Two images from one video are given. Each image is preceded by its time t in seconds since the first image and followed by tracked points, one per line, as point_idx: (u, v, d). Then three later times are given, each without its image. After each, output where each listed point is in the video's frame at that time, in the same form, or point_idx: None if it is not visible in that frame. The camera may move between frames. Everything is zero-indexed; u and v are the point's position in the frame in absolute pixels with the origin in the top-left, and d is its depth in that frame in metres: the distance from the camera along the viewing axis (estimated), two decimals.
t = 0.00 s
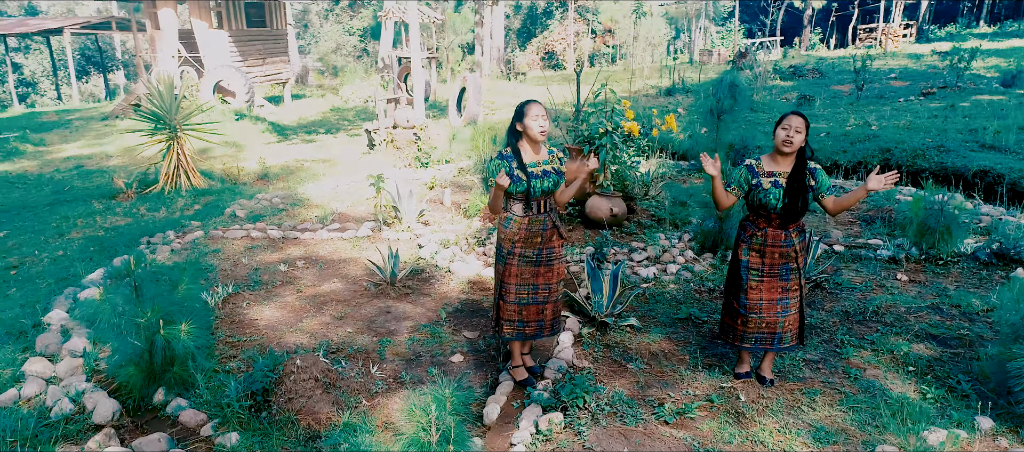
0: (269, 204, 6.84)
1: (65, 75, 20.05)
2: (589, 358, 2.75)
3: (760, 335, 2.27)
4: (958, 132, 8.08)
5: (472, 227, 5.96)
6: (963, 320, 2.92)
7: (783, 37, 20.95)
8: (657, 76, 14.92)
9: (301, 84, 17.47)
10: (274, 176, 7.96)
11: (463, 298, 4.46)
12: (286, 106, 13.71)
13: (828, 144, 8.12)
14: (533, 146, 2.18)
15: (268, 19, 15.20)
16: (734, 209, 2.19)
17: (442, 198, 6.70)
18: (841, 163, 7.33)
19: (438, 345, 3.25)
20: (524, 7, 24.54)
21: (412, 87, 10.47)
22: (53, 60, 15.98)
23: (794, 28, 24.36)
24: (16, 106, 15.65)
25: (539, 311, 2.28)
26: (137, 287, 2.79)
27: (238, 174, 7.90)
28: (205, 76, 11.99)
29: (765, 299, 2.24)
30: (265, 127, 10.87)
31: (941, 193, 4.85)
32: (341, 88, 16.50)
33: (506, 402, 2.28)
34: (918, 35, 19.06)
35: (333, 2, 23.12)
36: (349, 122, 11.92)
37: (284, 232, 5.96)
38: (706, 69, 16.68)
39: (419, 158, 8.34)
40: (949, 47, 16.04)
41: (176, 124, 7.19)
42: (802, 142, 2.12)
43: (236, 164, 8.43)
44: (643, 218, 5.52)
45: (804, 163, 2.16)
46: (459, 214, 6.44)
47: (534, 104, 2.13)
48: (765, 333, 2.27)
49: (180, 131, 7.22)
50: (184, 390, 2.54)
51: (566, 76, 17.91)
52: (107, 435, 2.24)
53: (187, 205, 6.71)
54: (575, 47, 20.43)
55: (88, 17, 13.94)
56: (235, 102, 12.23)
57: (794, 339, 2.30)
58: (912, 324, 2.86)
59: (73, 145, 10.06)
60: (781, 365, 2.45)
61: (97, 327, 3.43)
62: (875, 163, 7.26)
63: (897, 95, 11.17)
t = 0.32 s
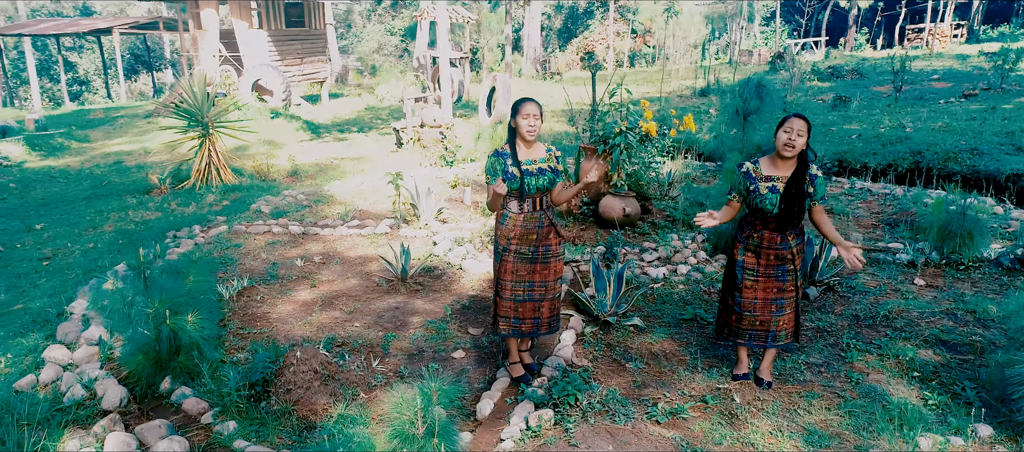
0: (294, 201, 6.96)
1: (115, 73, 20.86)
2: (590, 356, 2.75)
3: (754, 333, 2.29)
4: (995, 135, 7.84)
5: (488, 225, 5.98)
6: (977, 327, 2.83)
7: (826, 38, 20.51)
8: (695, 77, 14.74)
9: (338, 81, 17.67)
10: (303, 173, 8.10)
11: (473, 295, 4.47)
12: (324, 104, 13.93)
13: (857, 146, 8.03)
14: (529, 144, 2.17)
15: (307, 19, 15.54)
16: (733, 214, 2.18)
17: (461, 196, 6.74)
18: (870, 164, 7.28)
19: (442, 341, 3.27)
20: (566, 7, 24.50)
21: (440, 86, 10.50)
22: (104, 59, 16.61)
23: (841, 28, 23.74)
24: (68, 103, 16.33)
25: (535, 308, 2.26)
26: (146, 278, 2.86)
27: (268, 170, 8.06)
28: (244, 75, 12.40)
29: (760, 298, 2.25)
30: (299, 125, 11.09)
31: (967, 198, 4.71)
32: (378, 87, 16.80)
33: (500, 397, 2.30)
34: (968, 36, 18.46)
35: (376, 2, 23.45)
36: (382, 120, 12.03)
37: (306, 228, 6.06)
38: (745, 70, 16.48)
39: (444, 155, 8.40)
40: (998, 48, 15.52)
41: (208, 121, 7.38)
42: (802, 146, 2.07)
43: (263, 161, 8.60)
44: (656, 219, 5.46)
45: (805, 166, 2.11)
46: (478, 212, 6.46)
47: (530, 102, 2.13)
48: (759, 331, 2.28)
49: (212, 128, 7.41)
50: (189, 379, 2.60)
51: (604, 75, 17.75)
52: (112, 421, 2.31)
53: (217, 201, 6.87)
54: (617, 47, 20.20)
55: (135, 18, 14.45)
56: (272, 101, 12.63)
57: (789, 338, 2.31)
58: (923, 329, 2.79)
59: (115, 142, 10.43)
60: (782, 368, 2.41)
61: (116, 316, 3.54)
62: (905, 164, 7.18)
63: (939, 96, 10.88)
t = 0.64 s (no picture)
0: (319, 197, 7.07)
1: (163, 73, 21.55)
2: (590, 355, 2.73)
3: (756, 337, 2.23)
4: None
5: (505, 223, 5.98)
6: (992, 334, 2.74)
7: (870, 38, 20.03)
8: (732, 77, 14.54)
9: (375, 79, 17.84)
10: (333, 171, 8.23)
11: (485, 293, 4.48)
12: (360, 104, 14.05)
13: (888, 149, 7.91)
14: (527, 143, 2.18)
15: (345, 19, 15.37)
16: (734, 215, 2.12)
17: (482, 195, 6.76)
18: (899, 167, 7.21)
19: (447, 337, 3.27)
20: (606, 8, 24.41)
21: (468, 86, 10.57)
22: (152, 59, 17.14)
23: (889, 28, 23.09)
24: (117, 102, 16.92)
25: (531, 306, 2.26)
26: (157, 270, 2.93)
27: (298, 167, 8.20)
28: (283, 74, 12.63)
29: (761, 301, 2.19)
30: (333, 124, 11.30)
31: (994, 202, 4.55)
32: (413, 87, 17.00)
33: (496, 394, 2.30)
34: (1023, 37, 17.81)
35: (418, 3, 23.70)
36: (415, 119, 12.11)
37: (328, 225, 6.15)
38: (785, 71, 16.25)
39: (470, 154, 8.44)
40: None
41: (241, 119, 7.54)
42: (800, 147, 2.01)
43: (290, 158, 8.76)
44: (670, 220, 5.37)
45: (804, 166, 2.06)
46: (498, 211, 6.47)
47: (528, 100, 2.13)
48: (761, 335, 2.22)
49: (245, 126, 7.56)
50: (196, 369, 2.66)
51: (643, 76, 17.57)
52: (119, 407, 2.38)
53: (246, 197, 7.02)
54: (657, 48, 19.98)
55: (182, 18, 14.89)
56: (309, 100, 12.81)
57: (791, 340, 2.24)
58: (934, 335, 2.72)
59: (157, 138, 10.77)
60: (784, 371, 2.38)
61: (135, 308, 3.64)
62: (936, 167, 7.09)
63: (982, 98, 10.57)
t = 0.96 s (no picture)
0: (344, 195, 7.16)
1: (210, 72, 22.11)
2: (592, 355, 2.70)
3: (759, 342, 2.14)
4: None
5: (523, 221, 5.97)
6: (1007, 342, 2.66)
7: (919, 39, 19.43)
8: (770, 78, 14.28)
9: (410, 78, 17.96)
10: (362, 169, 8.35)
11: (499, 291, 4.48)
12: (398, 102, 14.22)
13: (923, 152, 7.72)
14: (524, 144, 2.19)
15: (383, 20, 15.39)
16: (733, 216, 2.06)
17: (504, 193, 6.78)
18: (932, 171, 7.02)
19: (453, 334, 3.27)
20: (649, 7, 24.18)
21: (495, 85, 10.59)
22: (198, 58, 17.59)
23: (940, 29, 22.34)
24: (164, 100, 17.43)
25: (528, 306, 2.27)
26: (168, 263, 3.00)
27: (327, 165, 8.33)
28: (320, 74, 12.78)
29: (764, 305, 2.11)
30: (367, 123, 11.46)
31: None
32: (447, 86, 17.14)
33: (493, 392, 2.31)
34: None
35: (459, 2, 23.84)
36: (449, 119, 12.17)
37: (349, 222, 6.23)
38: (826, 72, 15.94)
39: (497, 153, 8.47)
40: None
41: (272, 117, 7.66)
42: (799, 145, 1.98)
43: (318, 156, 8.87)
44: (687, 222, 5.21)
45: (805, 165, 2.02)
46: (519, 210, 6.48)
47: (525, 102, 2.14)
48: (765, 340, 2.14)
49: (276, 124, 7.70)
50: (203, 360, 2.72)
51: (680, 76, 17.36)
52: (129, 395, 2.47)
53: (274, 194, 7.15)
54: (699, 47, 19.67)
55: (227, 19, 15.24)
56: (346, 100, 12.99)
57: (795, 346, 2.17)
58: (947, 343, 2.65)
59: (197, 136, 11.05)
60: (785, 376, 2.35)
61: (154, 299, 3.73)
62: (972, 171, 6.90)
63: None
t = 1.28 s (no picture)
0: (369, 193, 7.26)
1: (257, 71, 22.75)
2: (592, 355, 2.69)
3: (760, 346, 2.02)
4: None
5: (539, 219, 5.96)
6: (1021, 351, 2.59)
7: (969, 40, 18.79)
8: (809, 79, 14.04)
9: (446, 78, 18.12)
10: (390, 167, 8.45)
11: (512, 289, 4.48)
12: (434, 102, 14.41)
13: (958, 156, 7.53)
14: (521, 140, 2.20)
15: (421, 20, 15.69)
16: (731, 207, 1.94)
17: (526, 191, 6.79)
18: (967, 174, 6.81)
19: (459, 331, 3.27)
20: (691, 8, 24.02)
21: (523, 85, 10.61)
22: (244, 58, 18.10)
23: (995, 29, 21.58)
24: (209, 98, 17.91)
25: (525, 302, 2.29)
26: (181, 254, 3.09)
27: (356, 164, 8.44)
28: (358, 73, 12.88)
29: (764, 308, 1.99)
30: (400, 122, 11.56)
31: None
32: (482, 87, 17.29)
33: (488, 388, 2.32)
34: None
35: (500, 3, 24.04)
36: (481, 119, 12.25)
37: (370, 219, 6.32)
38: (868, 74, 15.60)
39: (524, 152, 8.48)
40: None
41: (303, 116, 7.80)
42: (795, 141, 1.87)
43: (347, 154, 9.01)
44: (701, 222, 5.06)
45: (803, 163, 1.89)
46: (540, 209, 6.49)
47: (522, 98, 2.16)
48: (765, 344, 2.02)
49: (307, 122, 7.84)
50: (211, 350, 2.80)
51: (719, 78, 17.21)
52: (138, 383, 2.55)
53: (302, 190, 7.28)
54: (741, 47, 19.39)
55: (272, 19, 15.58)
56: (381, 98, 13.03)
57: (797, 352, 2.06)
58: (957, 350, 2.58)
59: (238, 133, 11.32)
60: (784, 379, 2.32)
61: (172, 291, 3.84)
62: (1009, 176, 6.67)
63: None
